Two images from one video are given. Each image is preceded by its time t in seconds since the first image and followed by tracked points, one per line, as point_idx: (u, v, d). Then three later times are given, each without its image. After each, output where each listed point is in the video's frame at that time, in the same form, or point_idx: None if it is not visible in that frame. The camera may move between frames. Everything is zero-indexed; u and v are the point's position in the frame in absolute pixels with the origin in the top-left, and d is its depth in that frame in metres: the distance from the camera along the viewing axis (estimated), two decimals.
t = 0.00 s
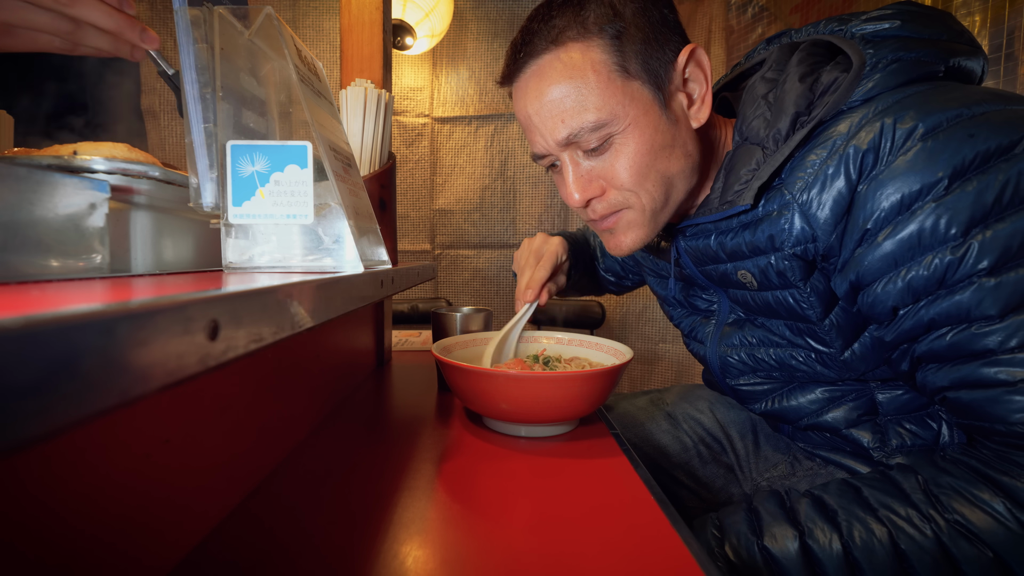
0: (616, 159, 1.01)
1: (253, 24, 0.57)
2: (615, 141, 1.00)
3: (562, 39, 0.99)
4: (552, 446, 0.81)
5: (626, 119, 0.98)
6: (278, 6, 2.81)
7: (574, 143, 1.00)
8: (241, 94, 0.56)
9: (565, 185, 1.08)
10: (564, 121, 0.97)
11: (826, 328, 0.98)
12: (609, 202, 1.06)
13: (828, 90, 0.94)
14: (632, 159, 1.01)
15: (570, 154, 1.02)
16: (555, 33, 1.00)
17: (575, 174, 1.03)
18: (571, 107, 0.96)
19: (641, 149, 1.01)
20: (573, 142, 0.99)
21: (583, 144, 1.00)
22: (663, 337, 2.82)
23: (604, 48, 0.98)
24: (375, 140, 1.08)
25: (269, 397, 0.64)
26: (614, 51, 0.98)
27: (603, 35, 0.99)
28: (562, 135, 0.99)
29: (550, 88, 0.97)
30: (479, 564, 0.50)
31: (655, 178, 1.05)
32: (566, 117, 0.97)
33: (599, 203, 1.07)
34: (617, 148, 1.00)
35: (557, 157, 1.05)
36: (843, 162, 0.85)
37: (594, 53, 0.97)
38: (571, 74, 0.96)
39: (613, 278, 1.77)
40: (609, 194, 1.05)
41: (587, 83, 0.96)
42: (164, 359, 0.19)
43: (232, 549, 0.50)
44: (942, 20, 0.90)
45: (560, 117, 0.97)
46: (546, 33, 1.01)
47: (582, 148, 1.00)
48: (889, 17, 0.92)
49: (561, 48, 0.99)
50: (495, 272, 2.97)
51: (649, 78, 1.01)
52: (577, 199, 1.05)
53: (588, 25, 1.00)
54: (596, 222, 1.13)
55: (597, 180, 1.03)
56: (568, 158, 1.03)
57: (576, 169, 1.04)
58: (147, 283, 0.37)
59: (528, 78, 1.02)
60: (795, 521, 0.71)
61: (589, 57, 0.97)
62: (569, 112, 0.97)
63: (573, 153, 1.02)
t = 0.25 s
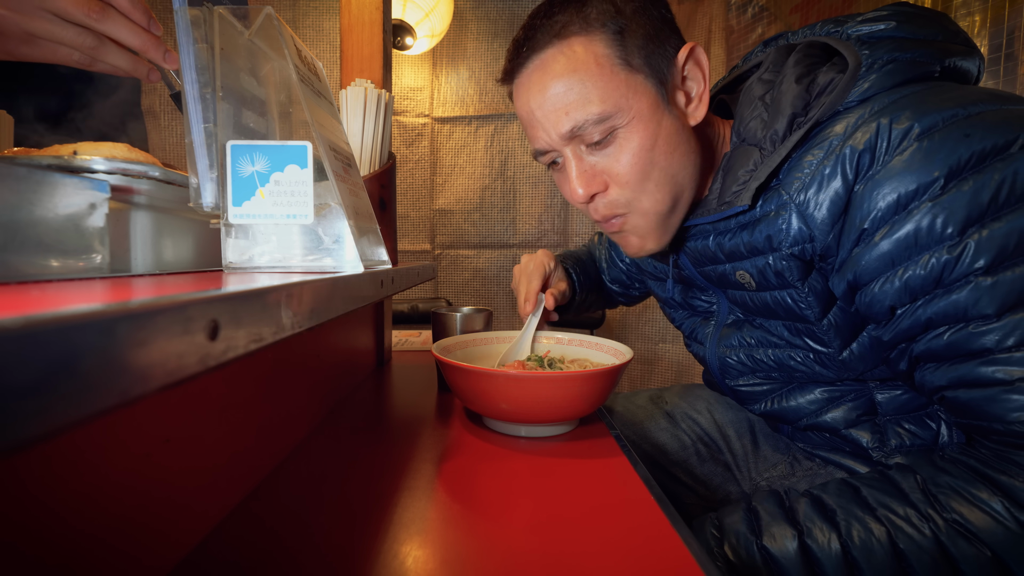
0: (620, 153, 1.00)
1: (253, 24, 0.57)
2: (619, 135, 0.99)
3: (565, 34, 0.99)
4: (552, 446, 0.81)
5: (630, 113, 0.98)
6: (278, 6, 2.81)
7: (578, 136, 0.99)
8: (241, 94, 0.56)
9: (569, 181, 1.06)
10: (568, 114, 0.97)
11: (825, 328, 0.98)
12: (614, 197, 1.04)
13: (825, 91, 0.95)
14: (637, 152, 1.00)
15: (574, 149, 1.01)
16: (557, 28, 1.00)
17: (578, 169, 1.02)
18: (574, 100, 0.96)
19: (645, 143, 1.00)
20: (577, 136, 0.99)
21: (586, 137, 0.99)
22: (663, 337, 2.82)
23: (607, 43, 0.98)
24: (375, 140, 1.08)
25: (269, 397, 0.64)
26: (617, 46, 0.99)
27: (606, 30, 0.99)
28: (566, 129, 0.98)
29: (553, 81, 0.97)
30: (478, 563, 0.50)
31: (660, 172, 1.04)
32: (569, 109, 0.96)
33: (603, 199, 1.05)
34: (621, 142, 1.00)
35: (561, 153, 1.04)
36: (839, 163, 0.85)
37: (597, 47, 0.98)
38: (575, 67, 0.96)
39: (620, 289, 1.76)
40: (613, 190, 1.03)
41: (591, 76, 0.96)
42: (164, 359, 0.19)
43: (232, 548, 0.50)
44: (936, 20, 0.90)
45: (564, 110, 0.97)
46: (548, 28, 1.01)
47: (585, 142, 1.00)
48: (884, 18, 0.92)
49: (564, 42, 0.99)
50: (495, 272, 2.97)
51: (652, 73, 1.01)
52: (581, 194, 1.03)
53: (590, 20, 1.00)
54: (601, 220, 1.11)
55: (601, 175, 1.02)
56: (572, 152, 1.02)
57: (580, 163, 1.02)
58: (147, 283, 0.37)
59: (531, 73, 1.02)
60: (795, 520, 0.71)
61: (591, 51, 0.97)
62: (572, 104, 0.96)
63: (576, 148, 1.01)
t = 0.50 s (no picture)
0: (647, 125, 1.02)
1: (253, 24, 0.57)
2: (645, 106, 1.02)
3: (585, 16, 1.04)
4: (552, 446, 0.81)
5: (654, 85, 1.01)
6: (278, 6, 2.81)
7: (603, 110, 1.01)
8: (241, 94, 0.56)
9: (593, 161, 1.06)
10: (596, 86, 0.99)
11: (826, 323, 0.98)
12: (639, 173, 1.05)
13: (825, 88, 0.95)
14: (660, 124, 1.02)
15: (601, 123, 1.03)
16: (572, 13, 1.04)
17: (605, 144, 1.03)
18: (601, 72, 0.99)
19: (670, 115, 1.03)
20: (604, 108, 1.01)
21: (610, 111, 1.01)
22: (663, 337, 2.82)
23: (626, 22, 1.04)
24: (375, 140, 1.08)
25: (269, 397, 0.64)
26: (636, 24, 1.04)
27: (624, 12, 1.05)
28: (595, 101, 1.00)
29: (578, 57, 1.00)
30: (479, 562, 0.50)
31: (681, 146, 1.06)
32: (594, 82, 0.99)
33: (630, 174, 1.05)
34: (647, 113, 1.02)
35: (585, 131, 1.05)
36: (840, 158, 0.85)
37: (618, 26, 1.03)
38: (599, 42, 1.00)
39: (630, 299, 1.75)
40: (640, 163, 1.04)
41: (615, 49, 1.00)
42: (164, 359, 0.19)
43: (235, 547, 0.50)
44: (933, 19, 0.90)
45: (592, 82, 0.99)
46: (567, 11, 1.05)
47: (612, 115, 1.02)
48: (881, 17, 0.92)
49: (581, 23, 1.03)
50: (495, 272, 2.97)
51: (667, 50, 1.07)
52: (610, 171, 1.02)
53: (607, 4, 1.06)
54: (625, 202, 1.10)
55: (628, 149, 1.03)
56: (598, 127, 1.03)
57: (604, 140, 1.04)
58: (147, 283, 0.37)
59: (551, 55, 1.05)
60: (794, 516, 0.70)
61: (608, 29, 1.02)
62: (596, 77, 0.99)
63: (603, 122, 1.03)
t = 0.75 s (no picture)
0: (655, 125, 1.02)
1: (253, 24, 0.57)
2: (653, 106, 1.01)
3: (588, 20, 1.04)
4: (552, 446, 0.81)
5: (660, 84, 1.02)
6: (278, 6, 2.81)
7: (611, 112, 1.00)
8: (241, 94, 0.56)
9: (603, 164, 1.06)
10: (603, 88, 0.99)
11: (826, 317, 0.98)
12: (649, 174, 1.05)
13: (825, 85, 0.95)
14: (667, 124, 1.02)
15: (609, 126, 1.02)
16: (574, 17, 1.05)
17: (614, 146, 1.02)
18: (608, 74, 0.99)
19: (677, 114, 1.03)
20: (613, 110, 1.00)
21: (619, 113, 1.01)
22: (663, 337, 2.82)
23: (629, 24, 1.04)
24: (375, 140, 1.08)
25: (269, 396, 0.64)
26: (638, 26, 1.05)
27: (625, 14, 1.06)
28: (603, 103, 0.99)
29: (584, 60, 1.00)
30: (478, 562, 0.50)
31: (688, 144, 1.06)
32: (602, 85, 0.99)
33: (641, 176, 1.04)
34: (655, 113, 1.02)
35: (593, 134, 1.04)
36: (840, 152, 0.85)
37: (621, 28, 1.03)
38: (604, 45, 1.00)
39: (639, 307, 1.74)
40: (650, 164, 1.04)
41: (620, 50, 1.00)
42: (165, 359, 0.19)
43: (236, 547, 0.50)
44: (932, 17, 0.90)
45: (600, 85, 0.99)
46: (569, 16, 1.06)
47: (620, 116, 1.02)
48: (880, 15, 0.92)
49: (585, 27, 1.03)
50: (495, 272, 2.97)
51: (670, 51, 1.08)
52: (621, 173, 1.01)
53: (609, 8, 1.06)
54: (636, 205, 1.09)
55: (637, 150, 1.03)
56: (606, 130, 1.02)
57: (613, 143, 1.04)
58: (147, 283, 0.37)
59: (556, 59, 1.05)
60: (792, 515, 0.71)
61: (612, 32, 1.02)
62: (603, 79, 0.99)
63: (611, 124, 1.02)
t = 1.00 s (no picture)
0: (662, 122, 1.02)
1: (253, 25, 0.57)
2: (659, 104, 1.01)
3: (592, 19, 1.04)
4: (552, 446, 0.81)
5: (666, 82, 1.01)
6: (278, 6, 2.81)
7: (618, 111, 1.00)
8: (241, 94, 0.56)
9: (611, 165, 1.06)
10: (610, 87, 0.99)
11: (834, 315, 0.98)
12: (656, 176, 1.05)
13: (836, 78, 0.95)
14: (675, 123, 1.02)
15: (616, 125, 1.02)
16: (578, 16, 1.05)
17: (622, 146, 1.02)
18: (614, 72, 0.99)
19: (684, 111, 1.03)
20: (620, 109, 1.00)
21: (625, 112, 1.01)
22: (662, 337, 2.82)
23: (632, 22, 1.04)
24: (375, 140, 1.08)
25: (269, 396, 0.64)
26: (641, 24, 1.05)
27: (629, 13, 1.05)
28: (610, 101, 0.99)
29: (589, 59, 1.00)
30: (477, 562, 0.50)
31: (696, 145, 1.06)
32: (609, 83, 0.98)
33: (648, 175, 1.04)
34: (662, 111, 1.02)
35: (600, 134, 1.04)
36: (851, 146, 0.86)
37: (625, 26, 1.03)
38: (609, 43, 1.00)
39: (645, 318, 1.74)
40: (658, 162, 1.03)
41: (625, 48, 1.00)
42: (165, 359, 0.19)
43: (236, 547, 0.50)
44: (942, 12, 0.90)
45: (606, 83, 0.99)
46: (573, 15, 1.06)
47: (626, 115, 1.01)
48: (888, 11, 0.93)
49: (589, 27, 1.03)
50: (495, 272, 2.97)
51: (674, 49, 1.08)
52: (629, 173, 1.01)
53: (612, 6, 1.06)
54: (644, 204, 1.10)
55: (644, 149, 1.02)
56: (613, 129, 1.02)
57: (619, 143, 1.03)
58: (147, 283, 0.37)
59: (560, 58, 1.04)
60: (795, 516, 0.71)
61: (616, 30, 1.02)
62: (610, 78, 0.99)
63: (618, 123, 1.02)
